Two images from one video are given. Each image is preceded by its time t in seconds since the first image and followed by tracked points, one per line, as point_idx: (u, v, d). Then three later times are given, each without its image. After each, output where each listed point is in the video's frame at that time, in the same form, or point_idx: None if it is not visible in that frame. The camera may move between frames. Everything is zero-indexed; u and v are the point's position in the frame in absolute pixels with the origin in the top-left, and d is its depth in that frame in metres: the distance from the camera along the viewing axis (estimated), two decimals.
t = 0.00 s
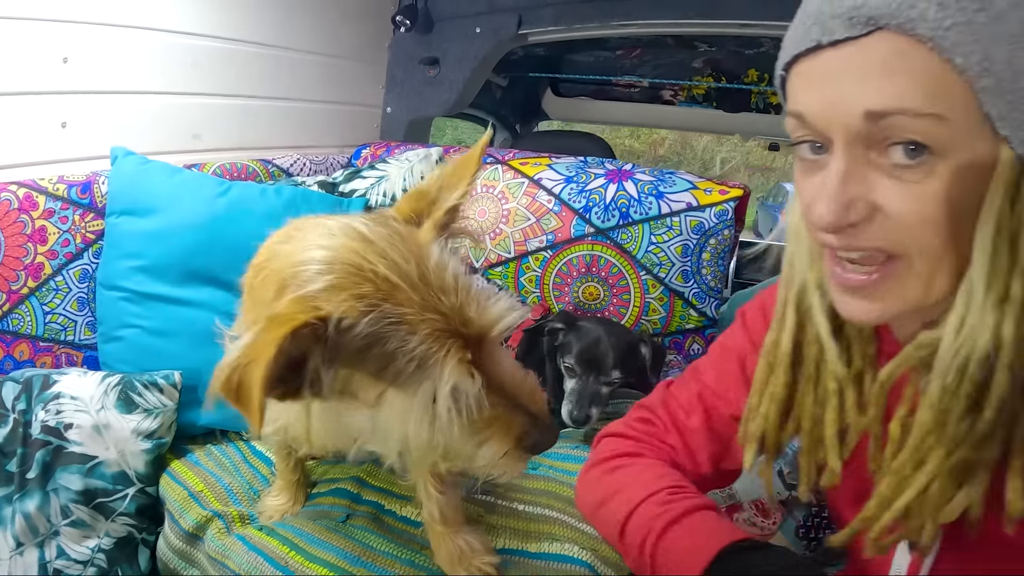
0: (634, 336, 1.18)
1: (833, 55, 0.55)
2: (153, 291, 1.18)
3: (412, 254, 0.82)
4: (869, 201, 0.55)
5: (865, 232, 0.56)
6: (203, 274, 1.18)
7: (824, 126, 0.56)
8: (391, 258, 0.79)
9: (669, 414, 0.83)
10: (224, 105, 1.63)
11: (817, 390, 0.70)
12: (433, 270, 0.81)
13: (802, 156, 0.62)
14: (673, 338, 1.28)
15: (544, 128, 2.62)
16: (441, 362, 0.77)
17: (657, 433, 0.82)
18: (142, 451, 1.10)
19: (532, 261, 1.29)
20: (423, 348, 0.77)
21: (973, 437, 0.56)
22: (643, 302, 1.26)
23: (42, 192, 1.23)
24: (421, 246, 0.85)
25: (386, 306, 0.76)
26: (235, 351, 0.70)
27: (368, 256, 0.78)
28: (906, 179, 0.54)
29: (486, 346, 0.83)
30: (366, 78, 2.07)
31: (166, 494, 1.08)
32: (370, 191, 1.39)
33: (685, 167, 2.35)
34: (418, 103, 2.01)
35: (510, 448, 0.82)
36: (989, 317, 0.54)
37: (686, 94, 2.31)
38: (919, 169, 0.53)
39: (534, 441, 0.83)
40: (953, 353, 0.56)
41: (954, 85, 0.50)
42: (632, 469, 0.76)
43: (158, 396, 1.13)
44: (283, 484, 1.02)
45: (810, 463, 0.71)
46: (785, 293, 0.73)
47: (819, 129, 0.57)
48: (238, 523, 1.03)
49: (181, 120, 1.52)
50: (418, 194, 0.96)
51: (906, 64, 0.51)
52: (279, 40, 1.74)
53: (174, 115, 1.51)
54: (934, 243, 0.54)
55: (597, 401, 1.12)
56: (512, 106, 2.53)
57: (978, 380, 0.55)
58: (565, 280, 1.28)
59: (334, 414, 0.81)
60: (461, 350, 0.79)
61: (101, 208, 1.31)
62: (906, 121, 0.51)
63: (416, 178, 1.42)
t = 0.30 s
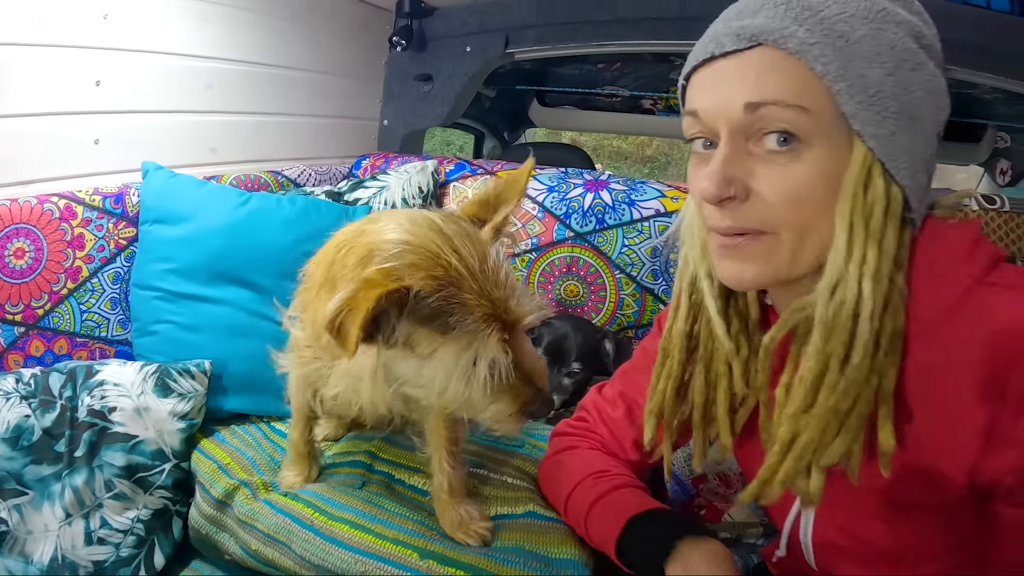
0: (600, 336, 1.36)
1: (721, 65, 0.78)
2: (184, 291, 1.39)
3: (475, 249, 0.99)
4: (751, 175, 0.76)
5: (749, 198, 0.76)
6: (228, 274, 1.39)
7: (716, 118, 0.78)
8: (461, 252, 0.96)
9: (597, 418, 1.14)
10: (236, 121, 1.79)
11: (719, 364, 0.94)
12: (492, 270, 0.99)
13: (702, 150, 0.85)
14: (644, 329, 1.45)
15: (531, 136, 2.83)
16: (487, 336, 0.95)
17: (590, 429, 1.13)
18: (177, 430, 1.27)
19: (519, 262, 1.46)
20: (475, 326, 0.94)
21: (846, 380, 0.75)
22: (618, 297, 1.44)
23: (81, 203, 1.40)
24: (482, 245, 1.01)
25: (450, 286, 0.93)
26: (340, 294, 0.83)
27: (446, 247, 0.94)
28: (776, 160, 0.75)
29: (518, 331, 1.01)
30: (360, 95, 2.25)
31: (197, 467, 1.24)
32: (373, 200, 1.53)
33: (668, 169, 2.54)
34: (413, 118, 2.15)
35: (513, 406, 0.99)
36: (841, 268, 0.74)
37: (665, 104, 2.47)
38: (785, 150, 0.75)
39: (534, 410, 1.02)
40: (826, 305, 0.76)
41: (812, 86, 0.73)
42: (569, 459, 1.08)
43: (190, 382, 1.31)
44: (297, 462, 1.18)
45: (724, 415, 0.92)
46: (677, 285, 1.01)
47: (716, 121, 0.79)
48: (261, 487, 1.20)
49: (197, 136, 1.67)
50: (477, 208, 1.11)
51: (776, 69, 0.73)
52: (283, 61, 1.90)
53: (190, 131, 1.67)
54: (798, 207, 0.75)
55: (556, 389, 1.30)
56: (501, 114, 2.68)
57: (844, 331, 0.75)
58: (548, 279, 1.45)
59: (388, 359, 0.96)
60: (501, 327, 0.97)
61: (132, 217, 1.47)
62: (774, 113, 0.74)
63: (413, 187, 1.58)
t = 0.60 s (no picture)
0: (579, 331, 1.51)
1: (702, 93, 0.93)
2: (201, 289, 1.55)
3: (403, 239, 1.16)
4: (724, 187, 0.91)
5: (722, 206, 0.91)
6: (239, 274, 1.56)
7: (695, 139, 0.93)
8: (389, 242, 1.14)
9: (570, 405, 1.29)
10: (244, 134, 1.98)
11: (693, 354, 1.08)
12: (415, 257, 1.14)
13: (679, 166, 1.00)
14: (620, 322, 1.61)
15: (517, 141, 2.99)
16: (401, 309, 1.11)
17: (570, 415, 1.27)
18: (198, 414, 1.44)
19: (504, 262, 1.63)
20: (394, 301, 1.12)
21: (801, 360, 0.90)
22: (595, 292, 1.59)
23: (105, 212, 1.56)
24: (416, 235, 1.18)
25: (373, 271, 1.12)
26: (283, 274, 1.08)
27: (376, 238, 1.14)
28: (744, 175, 0.91)
29: (442, 308, 1.15)
30: (355, 105, 2.42)
31: (216, 448, 1.42)
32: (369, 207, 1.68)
33: (655, 168, 2.76)
34: (406, 127, 2.31)
35: (436, 375, 1.14)
36: (799, 267, 0.89)
37: (643, 111, 2.62)
38: (752, 168, 0.90)
39: (456, 379, 1.15)
40: (785, 299, 0.90)
41: (775, 115, 0.88)
42: (549, 439, 1.23)
43: (209, 370, 1.48)
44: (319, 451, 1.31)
45: (699, 396, 1.06)
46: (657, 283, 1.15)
47: (695, 142, 0.94)
48: (274, 461, 1.38)
49: (210, 149, 1.86)
50: (424, 199, 1.27)
51: (746, 99, 0.88)
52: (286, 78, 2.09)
53: (204, 144, 1.85)
54: (760, 214, 0.90)
55: (538, 380, 1.49)
56: (488, 121, 2.82)
57: (801, 318, 0.90)
58: (532, 277, 1.62)
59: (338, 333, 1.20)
60: (420, 303, 1.13)
61: (150, 224, 1.64)
62: (744, 136, 0.89)
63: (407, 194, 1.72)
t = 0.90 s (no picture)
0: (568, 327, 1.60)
1: (720, 85, 1.02)
2: (206, 289, 1.64)
3: (360, 249, 1.27)
4: (740, 169, 0.99)
5: (739, 186, 0.99)
6: (241, 274, 1.65)
7: (713, 126, 1.02)
8: (347, 253, 1.26)
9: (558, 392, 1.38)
10: (243, 140, 2.08)
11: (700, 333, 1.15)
12: (370, 263, 1.24)
13: (693, 154, 1.09)
14: (602, 315, 1.72)
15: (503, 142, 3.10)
16: (362, 312, 1.21)
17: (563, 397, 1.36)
18: (204, 406, 1.54)
19: (491, 260, 1.72)
20: (354, 306, 1.22)
21: (816, 326, 0.96)
22: (577, 287, 1.70)
23: (112, 217, 1.66)
24: (374, 242, 1.27)
25: (334, 282, 1.24)
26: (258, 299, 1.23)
27: (336, 253, 1.26)
28: (756, 159, 0.99)
29: (405, 307, 1.23)
30: (346, 110, 2.53)
31: (221, 438, 1.52)
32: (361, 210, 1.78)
33: (645, 164, 2.81)
34: (395, 131, 2.38)
35: (409, 371, 1.19)
36: (811, 242, 0.97)
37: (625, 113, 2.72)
38: (763, 153, 0.99)
39: (428, 372, 1.20)
40: (796, 272, 0.97)
41: (787, 107, 0.98)
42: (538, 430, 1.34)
43: (213, 365, 1.58)
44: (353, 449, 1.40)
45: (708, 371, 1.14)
46: (664, 267, 1.23)
47: (712, 130, 1.03)
48: (276, 446, 1.48)
49: (209, 156, 1.96)
50: (390, 207, 1.32)
51: (761, 92, 0.98)
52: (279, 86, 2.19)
53: (204, 151, 1.95)
54: (772, 194, 0.98)
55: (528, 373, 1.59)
56: (475, 124, 2.92)
57: (812, 289, 0.96)
58: (517, 274, 1.71)
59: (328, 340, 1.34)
60: (380, 304, 1.21)
61: (154, 228, 1.73)
62: (758, 124, 0.98)
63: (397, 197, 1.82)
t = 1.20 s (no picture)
0: (550, 334, 1.71)
1: (704, 84, 1.02)
2: (200, 291, 1.72)
3: (358, 232, 1.40)
4: (723, 160, 0.99)
5: (721, 176, 0.98)
6: (234, 276, 1.74)
7: (699, 122, 1.02)
8: (347, 237, 1.39)
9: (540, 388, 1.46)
10: (235, 147, 2.16)
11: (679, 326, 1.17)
12: (369, 241, 1.38)
13: (675, 149, 1.07)
14: (582, 312, 1.83)
15: (489, 143, 3.18)
16: (367, 286, 1.33)
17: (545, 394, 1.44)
18: (201, 404, 1.61)
19: (474, 260, 1.84)
20: (359, 282, 1.34)
21: (796, 312, 0.98)
22: (558, 285, 1.81)
23: (110, 224, 1.73)
24: (369, 225, 1.42)
25: (336, 260, 1.35)
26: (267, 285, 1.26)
27: (336, 238, 1.38)
28: (740, 153, 0.99)
29: (404, 279, 1.38)
30: (333, 116, 2.62)
31: (218, 434, 1.59)
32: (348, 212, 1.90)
33: (634, 161, 2.95)
34: (382, 135, 2.45)
35: (414, 337, 1.32)
36: (793, 232, 0.97)
37: (608, 114, 2.80)
38: (746, 149, 0.99)
39: (432, 336, 1.33)
40: (777, 261, 0.98)
41: (768, 105, 0.99)
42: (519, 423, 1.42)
43: (210, 365, 1.65)
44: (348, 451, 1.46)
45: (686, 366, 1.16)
46: (643, 265, 1.25)
47: (696, 123, 1.02)
48: (270, 440, 1.55)
49: (202, 163, 2.04)
50: (375, 196, 1.48)
51: (745, 92, 0.99)
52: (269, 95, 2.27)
53: (198, 158, 2.03)
54: (751, 185, 0.98)
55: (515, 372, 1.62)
56: (461, 125, 3.00)
57: (792, 278, 0.98)
58: (500, 273, 1.83)
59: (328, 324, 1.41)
60: (383, 277, 1.35)
61: (150, 234, 1.81)
62: (741, 119, 0.98)
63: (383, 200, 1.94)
